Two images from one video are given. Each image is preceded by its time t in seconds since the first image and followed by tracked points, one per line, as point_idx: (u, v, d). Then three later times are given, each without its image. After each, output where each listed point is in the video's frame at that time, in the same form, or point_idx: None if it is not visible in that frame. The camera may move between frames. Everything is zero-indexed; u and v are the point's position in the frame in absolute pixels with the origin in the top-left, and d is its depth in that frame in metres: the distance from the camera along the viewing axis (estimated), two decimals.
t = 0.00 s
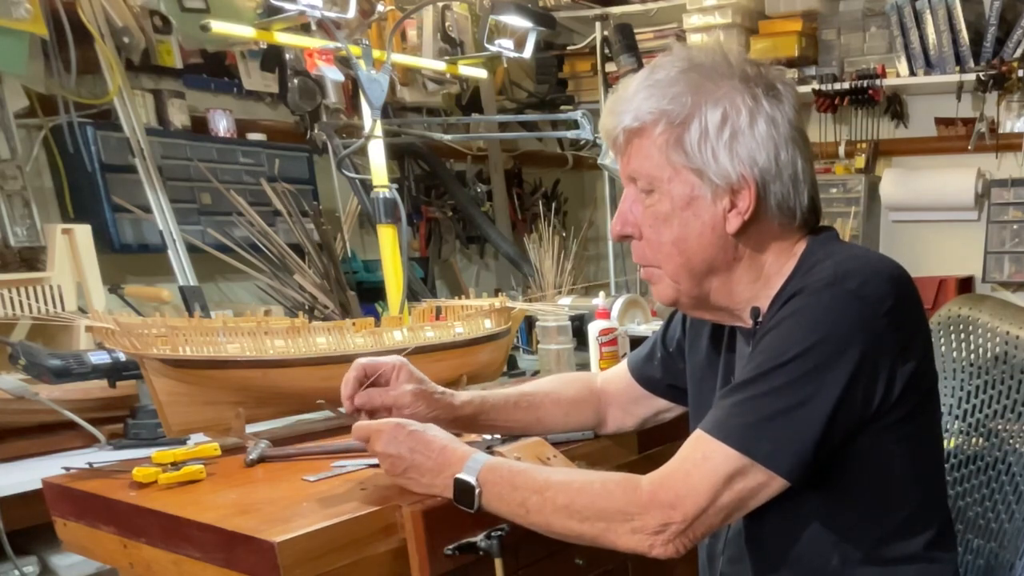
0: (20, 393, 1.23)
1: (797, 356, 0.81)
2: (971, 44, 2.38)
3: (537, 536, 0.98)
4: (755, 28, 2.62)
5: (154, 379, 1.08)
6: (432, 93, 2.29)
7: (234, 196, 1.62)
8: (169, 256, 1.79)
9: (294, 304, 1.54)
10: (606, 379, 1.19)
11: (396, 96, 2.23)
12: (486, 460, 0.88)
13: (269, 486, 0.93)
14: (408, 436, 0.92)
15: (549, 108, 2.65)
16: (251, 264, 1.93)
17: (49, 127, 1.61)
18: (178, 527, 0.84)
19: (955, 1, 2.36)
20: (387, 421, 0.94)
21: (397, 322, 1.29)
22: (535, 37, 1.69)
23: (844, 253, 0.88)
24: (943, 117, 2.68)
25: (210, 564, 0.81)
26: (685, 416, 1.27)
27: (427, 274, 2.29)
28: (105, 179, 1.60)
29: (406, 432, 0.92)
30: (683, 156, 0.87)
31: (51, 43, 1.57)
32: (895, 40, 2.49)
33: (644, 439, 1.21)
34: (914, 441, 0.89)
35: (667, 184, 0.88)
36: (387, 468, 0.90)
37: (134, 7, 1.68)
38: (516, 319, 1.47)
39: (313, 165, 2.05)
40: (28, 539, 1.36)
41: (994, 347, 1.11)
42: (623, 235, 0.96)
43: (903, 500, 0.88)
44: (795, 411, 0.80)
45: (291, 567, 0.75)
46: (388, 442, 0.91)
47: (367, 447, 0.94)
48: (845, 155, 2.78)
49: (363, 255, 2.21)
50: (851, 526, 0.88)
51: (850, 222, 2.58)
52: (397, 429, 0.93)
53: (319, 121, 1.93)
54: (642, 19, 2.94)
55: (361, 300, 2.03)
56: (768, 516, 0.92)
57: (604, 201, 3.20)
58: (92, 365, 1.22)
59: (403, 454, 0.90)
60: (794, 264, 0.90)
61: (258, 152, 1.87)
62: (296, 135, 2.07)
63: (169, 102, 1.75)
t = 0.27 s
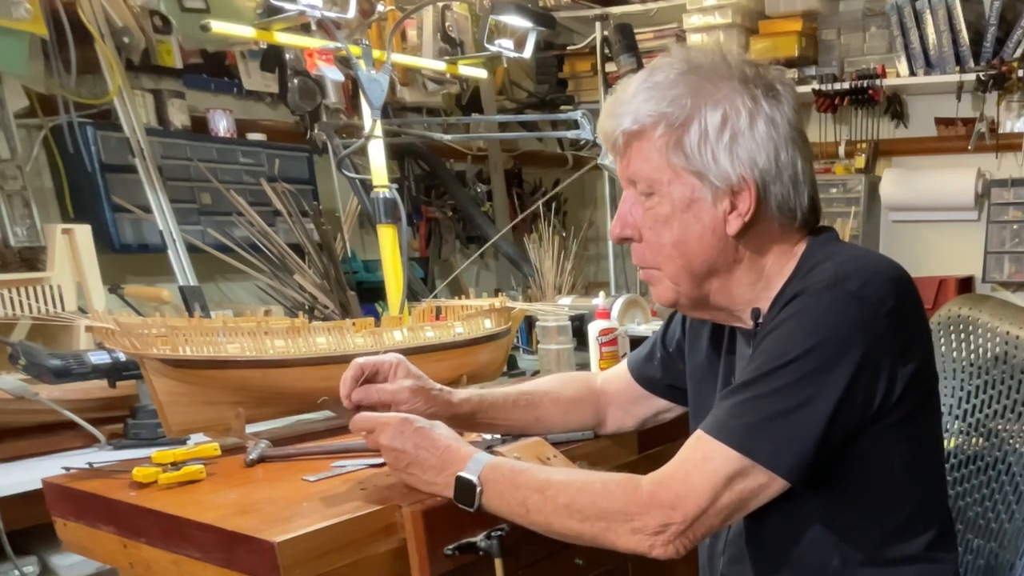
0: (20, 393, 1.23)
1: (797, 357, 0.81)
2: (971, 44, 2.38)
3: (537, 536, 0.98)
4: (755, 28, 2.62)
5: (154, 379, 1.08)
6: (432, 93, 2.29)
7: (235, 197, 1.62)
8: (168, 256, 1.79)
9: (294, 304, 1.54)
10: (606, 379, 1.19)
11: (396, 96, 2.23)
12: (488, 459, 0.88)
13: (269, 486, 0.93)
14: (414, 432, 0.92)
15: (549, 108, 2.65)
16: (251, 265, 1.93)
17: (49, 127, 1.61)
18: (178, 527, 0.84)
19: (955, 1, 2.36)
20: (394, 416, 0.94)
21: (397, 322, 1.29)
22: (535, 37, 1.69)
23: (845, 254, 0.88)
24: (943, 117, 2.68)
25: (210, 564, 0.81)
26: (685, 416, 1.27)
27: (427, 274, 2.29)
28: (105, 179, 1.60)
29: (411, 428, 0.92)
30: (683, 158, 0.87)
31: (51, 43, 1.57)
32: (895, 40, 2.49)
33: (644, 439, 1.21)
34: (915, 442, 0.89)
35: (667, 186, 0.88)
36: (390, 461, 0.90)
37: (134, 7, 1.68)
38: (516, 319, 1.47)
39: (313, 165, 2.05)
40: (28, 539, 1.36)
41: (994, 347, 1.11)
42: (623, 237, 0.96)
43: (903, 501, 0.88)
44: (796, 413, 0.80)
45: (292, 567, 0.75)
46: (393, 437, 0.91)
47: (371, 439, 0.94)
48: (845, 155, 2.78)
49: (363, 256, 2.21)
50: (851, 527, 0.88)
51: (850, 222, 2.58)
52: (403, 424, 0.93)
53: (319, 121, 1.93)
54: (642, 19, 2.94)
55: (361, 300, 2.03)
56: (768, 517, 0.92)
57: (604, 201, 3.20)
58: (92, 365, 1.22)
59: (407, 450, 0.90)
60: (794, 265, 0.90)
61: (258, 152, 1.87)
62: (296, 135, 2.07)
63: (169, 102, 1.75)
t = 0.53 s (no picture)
0: (19, 393, 1.23)
1: (798, 358, 0.81)
2: (971, 44, 2.37)
3: (537, 536, 0.98)
4: (755, 28, 2.62)
5: (154, 379, 1.08)
6: (432, 93, 2.29)
7: (235, 197, 1.62)
8: (168, 256, 1.79)
9: (294, 304, 1.54)
10: (606, 379, 1.19)
11: (396, 96, 2.23)
12: (489, 459, 0.88)
13: (269, 486, 0.93)
14: (418, 430, 0.92)
15: (549, 108, 2.65)
16: (251, 264, 1.93)
17: (49, 128, 1.61)
18: (178, 527, 0.84)
19: (955, 1, 2.35)
20: (398, 412, 0.93)
21: (397, 322, 1.29)
22: (535, 37, 1.69)
23: (845, 254, 0.88)
24: (943, 117, 2.68)
25: (210, 564, 0.81)
26: (685, 416, 1.27)
27: (427, 274, 2.29)
28: (105, 179, 1.60)
29: (415, 426, 0.92)
30: (684, 158, 0.87)
31: (51, 43, 1.57)
32: (895, 40, 2.49)
33: (644, 440, 1.21)
34: (915, 443, 0.89)
35: (668, 186, 0.88)
36: (391, 458, 0.90)
37: (134, 6, 1.68)
38: (516, 319, 1.47)
39: (313, 165, 2.05)
40: (28, 539, 1.36)
41: (994, 347, 1.11)
42: (623, 237, 0.96)
43: (903, 501, 0.88)
44: (796, 413, 0.80)
45: (292, 567, 0.75)
46: (396, 434, 0.91)
47: (374, 434, 0.94)
48: (845, 155, 2.78)
49: (363, 256, 2.21)
50: (852, 527, 0.88)
51: (850, 222, 2.58)
52: (407, 421, 0.92)
53: (319, 121, 1.93)
54: (642, 19, 2.94)
55: (361, 300, 2.03)
56: (768, 517, 0.92)
57: (604, 201, 3.20)
58: (92, 365, 1.22)
59: (409, 447, 0.90)
60: (795, 266, 0.90)
61: (258, 152, 1.87)
62: (296, 135, 2.07)
63: (169, 102, 1.75)
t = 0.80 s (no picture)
0: (19, 393, 1.23)
1: (797, 358, 0.81)
2: (971, 43, 2.37)
3: (537, 537, 0.98)
4: (755, 28, 2.62)
5: (153, 379, 1.08)
6: (432, 93, 2.29)
7: (234, 197, 1.62)
8: (168, 256, 1.79)
9: (294, 304, 1.54)
10: (606, 379, 1.19)
11: (396, 96, 2.23)
12: (490, 459, 0.88)
13: (269, 486, 0.93)
14: (421, 429, 0.92)
15: (549, 108, 2.65)
16: (251, 264, 1.93)
17: (49, 128, 1.61)
18: (178, 527, 0.84)
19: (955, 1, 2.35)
20: (402, 410, 0.93)
21: (397, 322, 1.29)
22: (535, 37, 1.69)
23: (845, 254, 0.88)
24: (943, 117, 2.68)
25: (210, 564, 0.81)
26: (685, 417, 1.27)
27: (427, 274, 2.29)
28: (105, 179, 1.60)
29: (418, 425, 0.92)
30: (686, 158, 0.87)
31: (51, 43, 1.57)
32: (895, 40, 2.49)
33: (645, 439, 1.21)
34: (916, 442, 0.89)
35: (670, 186, 0.88)
36: (392, 455, 0.90)
37: (134, 6, 1.68)
38: (516, 319, 1.47)
39: (313, 165, 2.05)
40: (28, 539, 1.36)
41: (994, 347, 1.11)
42: (624, 237, 0.95)
43: (903, 501, 0.89)
44: (796, 413, 0.80)
45: (291, 568, 0.75)
46: (398, 431, 0.91)
47: (375, 429, 0.94)
48: (845, 155, 2.77)
49: (363, 255, 2.21)
50: (852, 527, 0.88)
51: (850, 222, 2.58)
52: (411, 419, 0.92)
53: (319, 121, 1.93)
54: (642, 19, 2.94)
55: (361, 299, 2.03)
56: (768, 517, 0.92)
57: (604, 201, 3.20)
58: (92, 365, 1.22)
59: (411, 445, 0.90)
60: (795, 266, 0.90)
61: (258, 152, 1.87)
62: (296, 135, 2.07)
63: (169, 102, 1.75)
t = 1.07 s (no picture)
0: (19, 393, 1.23)
1: (799, 349, 0.81)
2: (971, 43, 2.37)
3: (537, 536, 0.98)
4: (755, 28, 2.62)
5: (153, 379, 1.08)
6: (432, 93, 2.29)
7: (235, 196, 1.62)
8: (168, 256, 1.79)
9: (294, 304, 1.54)
10: (606, 379, 1.19)
11: (396, 96, 2.23)
12: (489, 457, 0.88)
13: (269, 486, 0.93)
14: (422, 426, 0.92)
15: (549, 108, 2.65)
16: (251, 264, 1.93)
17: (49, 127, 1.61)
18: (178, 527, 0.84)
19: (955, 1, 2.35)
20: (404, 409, 0.93)
21: (397, 322, 1.29)
22: (535, 37, 1.69)
23: (846, 248, 0.88)
24: (943, 117, 2.68)
25: (210, 564, 0.81)
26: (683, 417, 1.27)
27: (427, 274, 2.29)
28: (105, 179, 1.60)
29: (420, 424, 0.91)
30: (735, 133, 0.87)
31: (51, 43, 1.57)
32: (895, 40, 2.49)
33: (644, 439, 1.21)
34: (916, 437, 0.89)
35: (718, 159, 0.86)
36: (393, 454, 0.91)
37: (134, 7, 1.68)
38: (516, 319, 1.47)
39: (313, 165, 2.05)
40: (28, 539, 1.36)
41: (994, 347, 1.11)
42: (655, 217, 0.88)
43: (904, 496, 0.88)
44: (797, 404, 0.80)
45: (291, 567, 0.75)
46: (399, 429, 0.91)
47: (376, 427, 0.94)
48: (845, 155, 2.78)
49: (363, 255, 2.21)
50: (852, 522, 0.88)
51: (850, 222, 2.58)
52: (412, 418, 0.92)
53: (319, 121, 1.93)
54: (642, 19, 2.94)
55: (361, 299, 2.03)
56: (768, 517, 0.92)
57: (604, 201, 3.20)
58: (92, 365, 1.22)
59: (412, 444, 0.90)
60: (797, 258, 0.91)
61: (258, 152, 1.87)
62: (296, 135, 2.07)
63: (169, 102, 1.75)
